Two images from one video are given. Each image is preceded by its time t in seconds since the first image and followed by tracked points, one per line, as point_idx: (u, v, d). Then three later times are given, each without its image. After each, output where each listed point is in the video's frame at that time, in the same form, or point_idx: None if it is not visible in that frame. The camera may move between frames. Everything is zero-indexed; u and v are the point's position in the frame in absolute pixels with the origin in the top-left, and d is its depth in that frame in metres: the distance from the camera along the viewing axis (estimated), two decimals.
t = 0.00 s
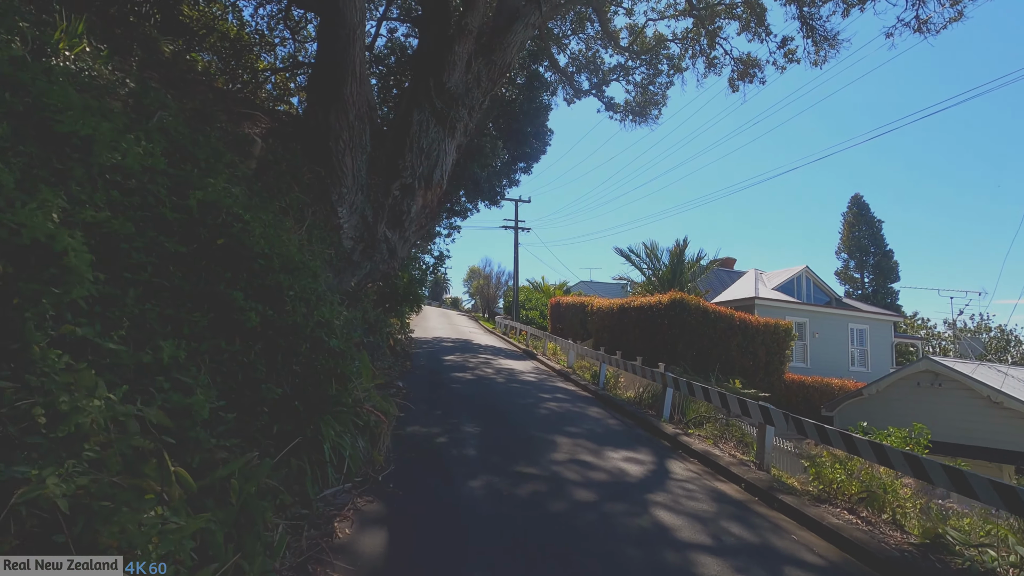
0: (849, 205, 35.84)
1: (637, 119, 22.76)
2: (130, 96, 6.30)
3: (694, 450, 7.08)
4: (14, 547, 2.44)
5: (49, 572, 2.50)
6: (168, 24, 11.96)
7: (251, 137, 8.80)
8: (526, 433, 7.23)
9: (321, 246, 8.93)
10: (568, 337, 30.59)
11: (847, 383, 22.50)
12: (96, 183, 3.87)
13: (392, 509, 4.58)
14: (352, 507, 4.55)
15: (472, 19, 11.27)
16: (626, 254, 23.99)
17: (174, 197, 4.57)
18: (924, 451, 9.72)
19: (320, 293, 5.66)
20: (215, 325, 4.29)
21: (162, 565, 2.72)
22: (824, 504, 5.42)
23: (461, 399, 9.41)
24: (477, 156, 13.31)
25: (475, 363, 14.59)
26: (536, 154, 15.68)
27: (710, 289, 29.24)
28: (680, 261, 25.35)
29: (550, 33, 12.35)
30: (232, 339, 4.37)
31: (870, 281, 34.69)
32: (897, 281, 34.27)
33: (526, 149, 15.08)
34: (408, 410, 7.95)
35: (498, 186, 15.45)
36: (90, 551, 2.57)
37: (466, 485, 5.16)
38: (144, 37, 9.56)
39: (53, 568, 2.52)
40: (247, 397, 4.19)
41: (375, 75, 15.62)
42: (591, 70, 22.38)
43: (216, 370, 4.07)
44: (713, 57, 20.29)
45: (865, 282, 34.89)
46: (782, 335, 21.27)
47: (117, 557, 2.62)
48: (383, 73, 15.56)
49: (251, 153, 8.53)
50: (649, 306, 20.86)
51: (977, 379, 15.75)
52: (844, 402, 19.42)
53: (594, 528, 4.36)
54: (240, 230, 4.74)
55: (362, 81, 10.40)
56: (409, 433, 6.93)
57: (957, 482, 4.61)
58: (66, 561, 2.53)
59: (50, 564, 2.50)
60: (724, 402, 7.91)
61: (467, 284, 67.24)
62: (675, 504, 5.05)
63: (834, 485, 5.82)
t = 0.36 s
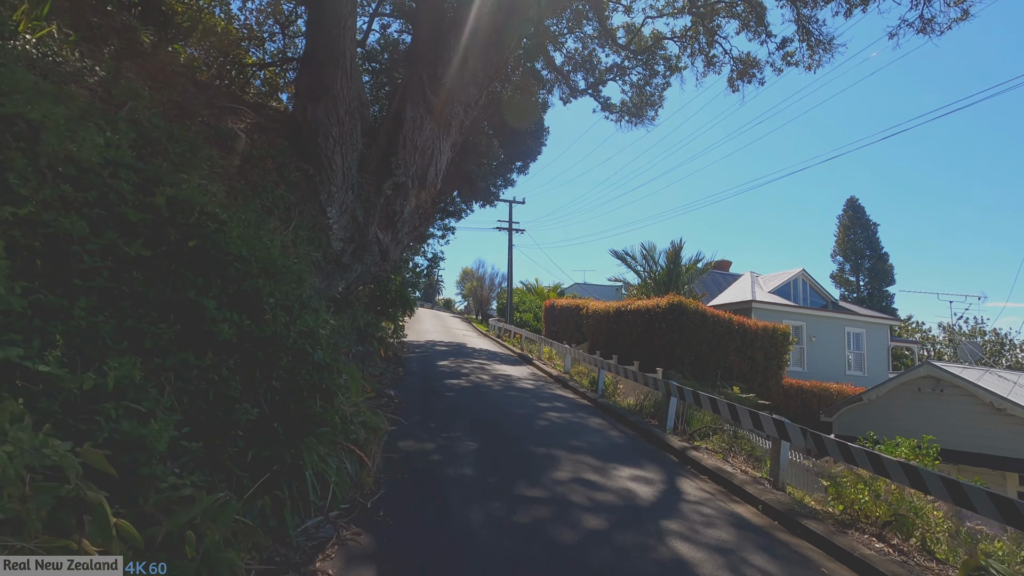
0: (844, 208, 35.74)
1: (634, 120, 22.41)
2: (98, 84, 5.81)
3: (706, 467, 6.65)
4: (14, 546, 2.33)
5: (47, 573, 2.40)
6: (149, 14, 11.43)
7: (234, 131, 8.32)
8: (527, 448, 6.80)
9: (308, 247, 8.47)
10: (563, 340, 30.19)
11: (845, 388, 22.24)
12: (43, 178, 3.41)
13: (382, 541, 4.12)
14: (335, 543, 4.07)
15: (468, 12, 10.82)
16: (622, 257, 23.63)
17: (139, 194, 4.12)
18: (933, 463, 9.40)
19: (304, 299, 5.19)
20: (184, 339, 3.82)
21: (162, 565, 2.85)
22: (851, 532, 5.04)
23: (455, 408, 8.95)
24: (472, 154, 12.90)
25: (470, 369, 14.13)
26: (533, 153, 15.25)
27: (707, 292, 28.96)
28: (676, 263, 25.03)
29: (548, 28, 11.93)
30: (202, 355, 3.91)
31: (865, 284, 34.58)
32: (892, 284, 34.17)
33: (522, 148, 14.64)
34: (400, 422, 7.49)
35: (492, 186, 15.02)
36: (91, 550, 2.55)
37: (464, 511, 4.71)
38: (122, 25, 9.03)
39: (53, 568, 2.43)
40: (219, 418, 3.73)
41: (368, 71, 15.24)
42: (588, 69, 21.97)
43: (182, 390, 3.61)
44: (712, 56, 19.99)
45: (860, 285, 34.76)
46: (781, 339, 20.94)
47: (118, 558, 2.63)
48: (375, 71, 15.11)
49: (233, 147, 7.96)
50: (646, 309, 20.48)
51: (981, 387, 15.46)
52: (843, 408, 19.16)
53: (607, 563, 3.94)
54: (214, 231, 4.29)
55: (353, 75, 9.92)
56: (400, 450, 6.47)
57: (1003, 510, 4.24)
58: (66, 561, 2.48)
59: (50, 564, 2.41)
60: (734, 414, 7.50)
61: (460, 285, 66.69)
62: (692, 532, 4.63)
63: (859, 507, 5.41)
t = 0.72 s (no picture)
0: (844, 211, 35.51)
1: (633, 119, 22.03)
2: (68, 63, 5.31)
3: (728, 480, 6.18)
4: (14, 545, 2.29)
5: (48, 573, 2.40)
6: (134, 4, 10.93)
7: (222, 122, 7.84)
8: (534, 459, 6.32)
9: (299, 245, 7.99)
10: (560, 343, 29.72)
11: (849, 392, 21.88)
12: None
13: (379, 571, 3.64)
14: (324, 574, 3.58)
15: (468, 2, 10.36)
16: (621, 258, 23.19)
17: (103, 177, 3.64)
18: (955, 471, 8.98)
19: (293, 297, 4.70)
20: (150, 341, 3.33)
21: (163, 565, 2.74)
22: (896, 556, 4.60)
23: (455, 415, 8.46)
24: (471, 149, 12.43)
25: (468, 373, 13.64)
26: (533, 150, 14.78)
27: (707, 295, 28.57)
28: (676, 265, 24.63)
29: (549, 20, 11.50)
30: (173, 361, 3.43)
31: (865, 287, 34.32)
32: (892, 287, 33.93)
33: (522, 145, 14.18)
34: (396, 431, 7.00)
35: (491, 184, 14.55)
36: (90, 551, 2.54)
37: (470, 534, 4.23)
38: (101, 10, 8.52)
39: (54, 568, 2.42)
40: (190, 433, 3.25)
41: (362, 67, 14.77)
42: (587, 68, 21.55)
43: (147, 401, 3.14)
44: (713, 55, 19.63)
45: (860, 288, 34.50)
46: (784, 342, 20.53)
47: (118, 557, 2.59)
48: (370, 67, 14.64)
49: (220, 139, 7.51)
50: (647, 311, 20.05)
51: (992, 391, 15.10)
52: (848, 413, 18.79)
53: None
54: (189, 220, 3.80)
55: (347, 65, 9.45)
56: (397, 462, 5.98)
57: None
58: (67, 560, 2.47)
59: (50, 564, 2.40)
60: (753, 422, 7.05)
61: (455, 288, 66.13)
62: (722, 556, 4.17)
63: (898, 525, 4.97)
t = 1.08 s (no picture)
0: (848, 210, 35.09)
1: (637, 117, 21.56)
2: (33, 44, 4.82)
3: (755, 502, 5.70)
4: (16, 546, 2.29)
5: (48, 573, 2.41)
6: None
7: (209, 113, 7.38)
8: (543, 477, 5.85)
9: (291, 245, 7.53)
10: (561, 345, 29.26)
11: (857, 395, 21.43)
12: None
13: None
14: None
15: None
16: (625, 259, 22.70)
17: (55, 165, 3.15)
18: (984, 482, 8.53)
19: (280, 303, 4.21)
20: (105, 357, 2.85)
21: (162, 565, 2.81)
22: None
23: (456, 425, 7.98)
24: (472, 146, 11.94)
25: (469, 378, 13.15)
26: (536, 148, 14.29)
27: (710, 296, 28.15)
28: (681, 266, 24.14)
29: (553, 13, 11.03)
30: (135, 378, 2.96)
31: (869, 288, 33.89)
32: (897, 288, 33.49)
33: (526, 142, 13.71)
34: (395, 444, 6.53)
35: (493, 182, 14.05)
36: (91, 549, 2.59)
37: (476, 571, 3.76)
38: None
39: (53, 568, 2.43)
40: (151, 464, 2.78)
41: (360, 64, 14.34)
42: (590, 65, 21.09)
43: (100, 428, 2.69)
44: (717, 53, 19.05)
45: (865, 289, 34.05)
46: (792, 345, 20.07)
47: (118, 557, 2.64)
48: (369, 64, 14.15)
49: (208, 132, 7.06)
50: (652, 313, 19.56)
51: (1007, 395, 14.67)
52: (858, 417, 18.37)
53: None
54: (158, 216, 3.33)
55: (344, 55, 8.96)
56: (395, 481, 5.49)
57: None
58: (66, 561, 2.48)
59: (50, 564, 2.41)
60: (778, 434, 6.57)
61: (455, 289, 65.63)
62: None
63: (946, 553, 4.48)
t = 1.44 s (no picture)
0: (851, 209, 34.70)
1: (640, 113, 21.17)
2: None
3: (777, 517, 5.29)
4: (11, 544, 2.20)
5: (48, 573, 2.28)
6: None
7: (193, 101, 6.96)
8: (549, 493, 5.45)
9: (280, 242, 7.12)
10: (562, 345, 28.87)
11: (864, 396, 21.03)
12: None
13: None
14: None
15: None
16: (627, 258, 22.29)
17: None
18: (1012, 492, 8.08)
19: (261, 304, 3.81)
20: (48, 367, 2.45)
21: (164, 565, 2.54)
22: None
23: (456, 432, 7.57)
24: (472, 139, 11.53)
25: (469, 380, 12.73)
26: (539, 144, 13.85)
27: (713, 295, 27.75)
28: (684, 264, 23.71)
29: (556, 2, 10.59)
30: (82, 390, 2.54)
31: (873, 288, 33.48)
32: (902, 287, 33.07)
33: (528, 138, 13.28)
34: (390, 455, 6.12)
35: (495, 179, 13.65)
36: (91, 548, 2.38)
37: None
38: None
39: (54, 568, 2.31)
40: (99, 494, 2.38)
41: (358, 57, 13.89)
42: (592, 60, 20.69)
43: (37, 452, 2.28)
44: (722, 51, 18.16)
45: (869, 289, 33.66)
46: (798, 346, 19.66)
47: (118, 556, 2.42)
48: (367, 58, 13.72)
49: (191, 121, 6.64)
50: (656, 313, 19.16)
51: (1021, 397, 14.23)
52: (866, 419, 17.98)
53: None
54: (115, 202, 2.92)
55: (337, 42, 8.53)
56: (390, 499, 5.05)
57: None
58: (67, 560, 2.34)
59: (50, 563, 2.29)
60: (800, 443, 6.15)
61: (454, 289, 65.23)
62: None
63: None
